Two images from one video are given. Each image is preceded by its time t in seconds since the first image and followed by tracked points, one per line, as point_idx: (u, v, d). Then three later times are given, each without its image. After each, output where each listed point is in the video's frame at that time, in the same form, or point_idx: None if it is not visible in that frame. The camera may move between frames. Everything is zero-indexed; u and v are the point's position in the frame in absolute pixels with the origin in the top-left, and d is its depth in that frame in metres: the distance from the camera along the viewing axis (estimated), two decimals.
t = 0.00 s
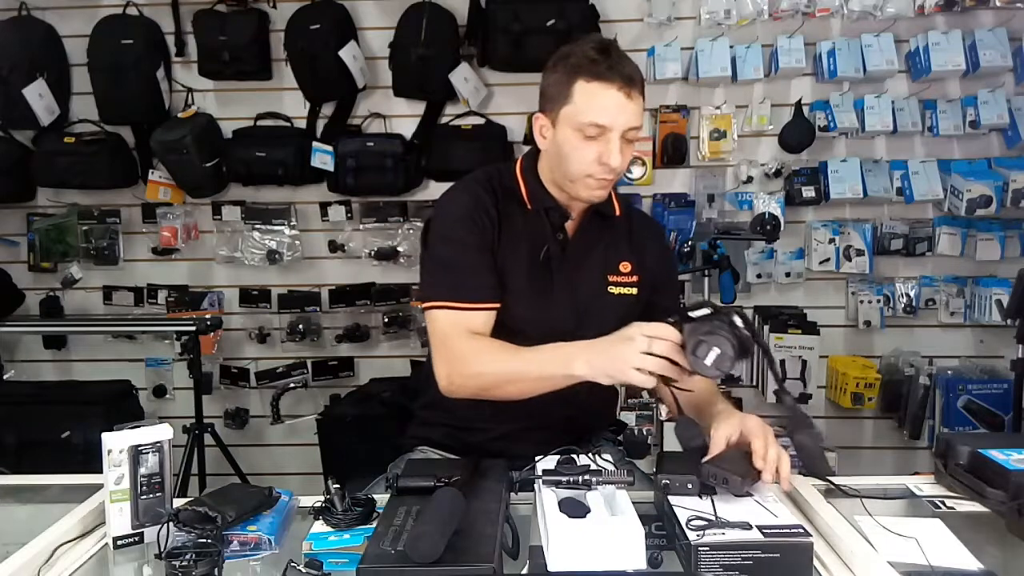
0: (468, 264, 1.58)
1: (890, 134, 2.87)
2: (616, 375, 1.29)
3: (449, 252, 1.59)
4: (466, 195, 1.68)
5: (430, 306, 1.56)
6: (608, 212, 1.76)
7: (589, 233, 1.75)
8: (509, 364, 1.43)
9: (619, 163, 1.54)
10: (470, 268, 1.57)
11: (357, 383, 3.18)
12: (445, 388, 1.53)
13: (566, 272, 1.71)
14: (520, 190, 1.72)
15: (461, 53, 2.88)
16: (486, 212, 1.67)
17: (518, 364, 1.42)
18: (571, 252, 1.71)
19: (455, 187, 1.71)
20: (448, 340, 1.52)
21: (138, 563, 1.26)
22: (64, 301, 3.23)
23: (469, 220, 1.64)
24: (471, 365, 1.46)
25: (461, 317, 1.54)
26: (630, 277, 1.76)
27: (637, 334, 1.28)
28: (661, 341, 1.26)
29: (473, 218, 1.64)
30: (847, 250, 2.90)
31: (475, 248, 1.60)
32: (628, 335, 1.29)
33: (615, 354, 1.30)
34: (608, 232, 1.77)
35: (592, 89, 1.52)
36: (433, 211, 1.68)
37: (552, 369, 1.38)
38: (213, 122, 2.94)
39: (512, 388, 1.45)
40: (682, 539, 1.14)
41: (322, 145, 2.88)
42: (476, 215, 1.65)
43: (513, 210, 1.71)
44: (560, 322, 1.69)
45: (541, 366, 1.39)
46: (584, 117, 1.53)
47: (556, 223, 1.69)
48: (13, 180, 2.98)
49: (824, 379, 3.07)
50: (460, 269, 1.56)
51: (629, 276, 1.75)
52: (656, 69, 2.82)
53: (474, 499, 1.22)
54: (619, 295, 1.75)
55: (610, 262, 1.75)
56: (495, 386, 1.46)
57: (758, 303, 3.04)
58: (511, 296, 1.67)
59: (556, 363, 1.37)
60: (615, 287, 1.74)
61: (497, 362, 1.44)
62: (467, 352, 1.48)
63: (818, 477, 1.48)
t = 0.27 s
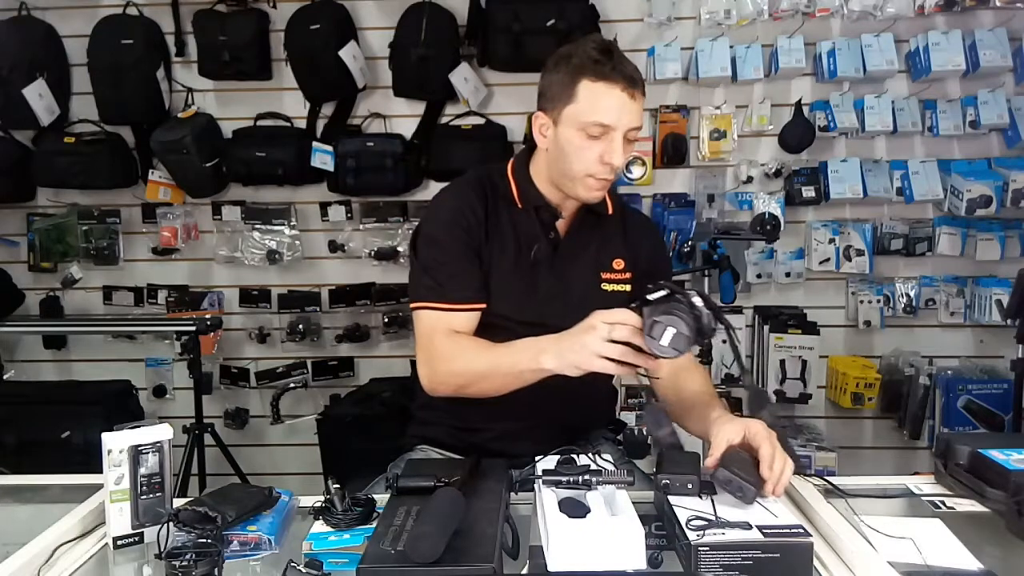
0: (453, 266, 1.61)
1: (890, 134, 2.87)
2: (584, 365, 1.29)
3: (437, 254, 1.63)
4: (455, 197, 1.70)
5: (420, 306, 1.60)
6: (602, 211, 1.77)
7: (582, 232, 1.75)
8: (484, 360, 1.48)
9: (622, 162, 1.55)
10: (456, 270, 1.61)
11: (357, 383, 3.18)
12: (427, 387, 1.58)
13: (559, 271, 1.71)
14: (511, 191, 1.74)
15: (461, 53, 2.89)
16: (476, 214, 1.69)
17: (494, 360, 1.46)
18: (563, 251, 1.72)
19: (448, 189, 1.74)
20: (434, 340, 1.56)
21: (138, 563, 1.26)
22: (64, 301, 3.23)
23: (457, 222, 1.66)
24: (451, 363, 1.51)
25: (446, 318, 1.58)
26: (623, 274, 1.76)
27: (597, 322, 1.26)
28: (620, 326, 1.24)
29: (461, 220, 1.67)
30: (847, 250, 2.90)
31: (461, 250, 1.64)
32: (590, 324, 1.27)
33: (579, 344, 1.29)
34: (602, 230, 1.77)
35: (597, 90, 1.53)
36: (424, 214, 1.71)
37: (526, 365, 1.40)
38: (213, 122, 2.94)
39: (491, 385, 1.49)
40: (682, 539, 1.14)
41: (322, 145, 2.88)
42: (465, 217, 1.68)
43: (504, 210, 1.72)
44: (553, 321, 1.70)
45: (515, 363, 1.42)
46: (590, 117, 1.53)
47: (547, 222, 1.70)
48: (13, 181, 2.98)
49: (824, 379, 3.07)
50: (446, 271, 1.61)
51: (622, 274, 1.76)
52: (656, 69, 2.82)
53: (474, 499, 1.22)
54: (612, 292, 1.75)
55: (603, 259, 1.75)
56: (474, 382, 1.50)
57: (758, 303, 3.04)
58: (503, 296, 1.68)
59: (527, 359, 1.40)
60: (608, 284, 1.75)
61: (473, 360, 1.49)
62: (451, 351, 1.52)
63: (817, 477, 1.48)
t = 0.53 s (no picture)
0: (447, 265, 1.62)
1: (890, 134, 2.87)
2: (565, 364, 1.28)
3: (432, 253, 1.63)
4: (451, 196, 1.71)
5: (415, 305, 1.61)
6: (599, 209, 1.77)
7: (579, 230, 1.76)
8: (472, 357, 1.47)
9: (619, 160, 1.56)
10: (451, 268, 1.61)
11: (357, 383, 3.18)
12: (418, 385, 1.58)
13: (555, 269, 1.71)
14: (508, 190, 1.74)
15: (461, 53, 2.88)
16: (471, 213, 1.70)
17: (481, 358, 1.46)
18: (559, 249, 1.72)
19: (444, 188, 1.75)
20: (428, 338, 1.56)
21: (138, 563, 1.26)
22: (64, 301, 3.23)
23: (453, 220, 1.67)
24: (442, 360, 1.51)
25: (440, 316, 1.59)
26: (620, 272, 1.76)
27: (575, 319, 1.24)
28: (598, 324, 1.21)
29: (457, 218, 1.67)
30: (847, 250, 2.90)
31: (456, 249, 1.64)
32: (568, 322, 1.25)
33: (560, 343, 1.27)
34: (598, 228, 1.77)
35: (597, 88, 1.54)
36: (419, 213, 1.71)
37: (513, 363, 1.40)
38: (213, 122, 2.94)
39: (481, 384, 1.48)
40: (682, 539, 1.13)
41: (322, 145, 2.88)
42: (460, 216, 1.68)
43: (499, 209, 1.72)
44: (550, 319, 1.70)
45: (502, 361, 1.41)
46: (590, 115, 1.54)
47: (542, 220, 1.71)
48: (13, 181, 2.98)
49: (824, 379, 3.07)
50: (440, 270, 1.61)
51: (619, 271, 1.76)
52: (656, 69, 2.82)
53: (474, 499, 1.21)
54: (609, 290, 1.75)
55: (600, 257, 1.75)
56: (463, 381, 1.50)
57: (758, 303, 3.04)
58: (499, 294, 1.68)
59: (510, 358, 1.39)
60: (604, 282, 1.75)
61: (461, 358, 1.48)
62: (442, 349, 1.52)
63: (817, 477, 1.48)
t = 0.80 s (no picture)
0: (445, 266, 1.62)
1: (890, 134, 2.86)
2: (566, 367, 1.28)
3: (429, 256, 1.64)
4: (448, 199, 1.71)
5: (412, 307, 1.61)
6: (597, 209, 1.77)
7: (577, 230, 1.75)
8: (470, 361, 1.47)
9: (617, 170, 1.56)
10: (448, 270, 1.62)
11: (357, 383, 3.18)
12: (417, 388, 1.58)
13: (554, 269, 1.71)
14: (505, 191, 1.74)
15: (461, 53, 2.88)
16: (468, 215, 1.70)
17: (480, 361, 1.46)
18: (558, 249, 1.72)
19: (441, 191, 1.75)
20: (425, 340, 1.57)
21: (138, 563, 1.26)
22: (64, 301, 3.23)
23: (450, 222, 1.67)
24: (440, 362, 1.51)
25: (437, 318, 1.59)
26: (619, 271, 1.75)
27: (575, 322, 1.24)
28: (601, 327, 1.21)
29: (453, 220, 1.68)
30: (847, 250, 2.90)
31: (453, 251, 1.65)
32: (569, 326, 1.25)
33: (560, 346, 1.27)
34: (596, 228, 1.77)
35: (593, 97, 1.53)
36: (417, 215, 1.71)
37: (513, 365, 1.40)
38: (213, 122, 2.94)
39: (481, 386, 1.48)
40: (682, 539, 1.13)
41: (322, 145, 2.88)
42: (458, 218, 1.69)
43: (497, 210, 1.72)
44: (548, 320, 1.70)
45: (501, 363, 1.42)
46: (585, 123, 1.54)
47: (540, 221, 1.71)
48: (13, 181, 2.98)
49: (824, 379, 3.07)
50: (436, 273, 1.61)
51: (618, 270, 1.75)
52: (656, 69, 2.82)
53: (474, 499, 1.22)
54: (608, 289, 1.74)
55: (598, 257, 1.75)
56: (461, 383, 1.50)
57: (758, 303, 3.04)
58: (497, 295, 1.68)
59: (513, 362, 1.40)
60: (603, 281, 1.74)
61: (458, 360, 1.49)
62: (439, 351, 1.52)
63: (818, 477, 1.48)
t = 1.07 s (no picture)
0: (441, 269, 1.61)
1: (890, 134, 2.87)
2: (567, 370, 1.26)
3: (423, 260, 1.62)
4: (439, 201, 1.70)
5: (408, 313, 1.59)
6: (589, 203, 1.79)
7: (570, 225, 1.77)
8: (469, 365, 1.46)
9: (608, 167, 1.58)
10: (444, 274, 1.61)
11: (357, 383, 3.18)
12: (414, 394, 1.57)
13: (550, 264, 1.72)
14: (496, 190, 1.74)
15: (461, 53, 2.88)
16: (462, 216, 1.69)
17: (479, 366, 1.44)
18: (552, 246, 1.73)
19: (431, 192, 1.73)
20: (422, 345, 1.55)
21: (138, 563, 1.26)
22: (64, 301, 3.23)
23: (443, 225, 1.66)
24: (437, 367, 1.50)
25: (433, 323, 1.58)
26: (614, 263, 1.78)
27: (571, 326, 1.23)
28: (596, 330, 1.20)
29: (447, 222, 1.67)
30: (847, 250, 2.90)
31: (448, 253, 1.64)
32: (566, 330, 1.24)
33: (559, 351, 1.25)
34: (590, 221, 1.79)
35: (582, 98, 1.55)
36: (409, 219, 1.70)
37: (511, 370, 1.38)
38: (213, 122, 2.94)
39: (481, 390, 1.47)
40: (682, 539, 1.13)
41: (322, 145, 2.88)
42: (451, 219, 1.68)
43: (489, 209, 1.72)
44: (545, 315, 1.71)
45: (499, 366, 1.40)
46: (575, 122, 1.56)
47: (534, 218, 1.71)
48: (14, 181, 2.98)
49: (824, 379, 3.07)
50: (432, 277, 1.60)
51: (613, 262, 1.78)
52: (656, 68, 2.82)
53: (474, 499, 1.22)
54: (604, 282, 1.76)
55: (593, 250, 1.77)
56: (458, 388, 1.48)
57: (758, 303, 3.04)
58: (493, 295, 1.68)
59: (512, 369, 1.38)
60: (599, 274, 1.76)
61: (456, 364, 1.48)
62: (435, 354, 1.51)
63: (818, 477, 1.48)
